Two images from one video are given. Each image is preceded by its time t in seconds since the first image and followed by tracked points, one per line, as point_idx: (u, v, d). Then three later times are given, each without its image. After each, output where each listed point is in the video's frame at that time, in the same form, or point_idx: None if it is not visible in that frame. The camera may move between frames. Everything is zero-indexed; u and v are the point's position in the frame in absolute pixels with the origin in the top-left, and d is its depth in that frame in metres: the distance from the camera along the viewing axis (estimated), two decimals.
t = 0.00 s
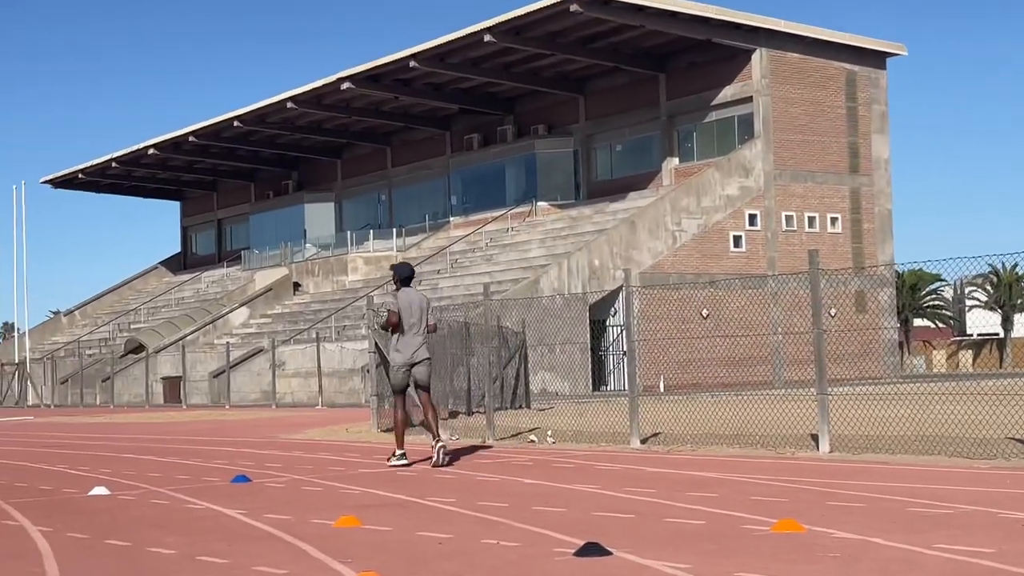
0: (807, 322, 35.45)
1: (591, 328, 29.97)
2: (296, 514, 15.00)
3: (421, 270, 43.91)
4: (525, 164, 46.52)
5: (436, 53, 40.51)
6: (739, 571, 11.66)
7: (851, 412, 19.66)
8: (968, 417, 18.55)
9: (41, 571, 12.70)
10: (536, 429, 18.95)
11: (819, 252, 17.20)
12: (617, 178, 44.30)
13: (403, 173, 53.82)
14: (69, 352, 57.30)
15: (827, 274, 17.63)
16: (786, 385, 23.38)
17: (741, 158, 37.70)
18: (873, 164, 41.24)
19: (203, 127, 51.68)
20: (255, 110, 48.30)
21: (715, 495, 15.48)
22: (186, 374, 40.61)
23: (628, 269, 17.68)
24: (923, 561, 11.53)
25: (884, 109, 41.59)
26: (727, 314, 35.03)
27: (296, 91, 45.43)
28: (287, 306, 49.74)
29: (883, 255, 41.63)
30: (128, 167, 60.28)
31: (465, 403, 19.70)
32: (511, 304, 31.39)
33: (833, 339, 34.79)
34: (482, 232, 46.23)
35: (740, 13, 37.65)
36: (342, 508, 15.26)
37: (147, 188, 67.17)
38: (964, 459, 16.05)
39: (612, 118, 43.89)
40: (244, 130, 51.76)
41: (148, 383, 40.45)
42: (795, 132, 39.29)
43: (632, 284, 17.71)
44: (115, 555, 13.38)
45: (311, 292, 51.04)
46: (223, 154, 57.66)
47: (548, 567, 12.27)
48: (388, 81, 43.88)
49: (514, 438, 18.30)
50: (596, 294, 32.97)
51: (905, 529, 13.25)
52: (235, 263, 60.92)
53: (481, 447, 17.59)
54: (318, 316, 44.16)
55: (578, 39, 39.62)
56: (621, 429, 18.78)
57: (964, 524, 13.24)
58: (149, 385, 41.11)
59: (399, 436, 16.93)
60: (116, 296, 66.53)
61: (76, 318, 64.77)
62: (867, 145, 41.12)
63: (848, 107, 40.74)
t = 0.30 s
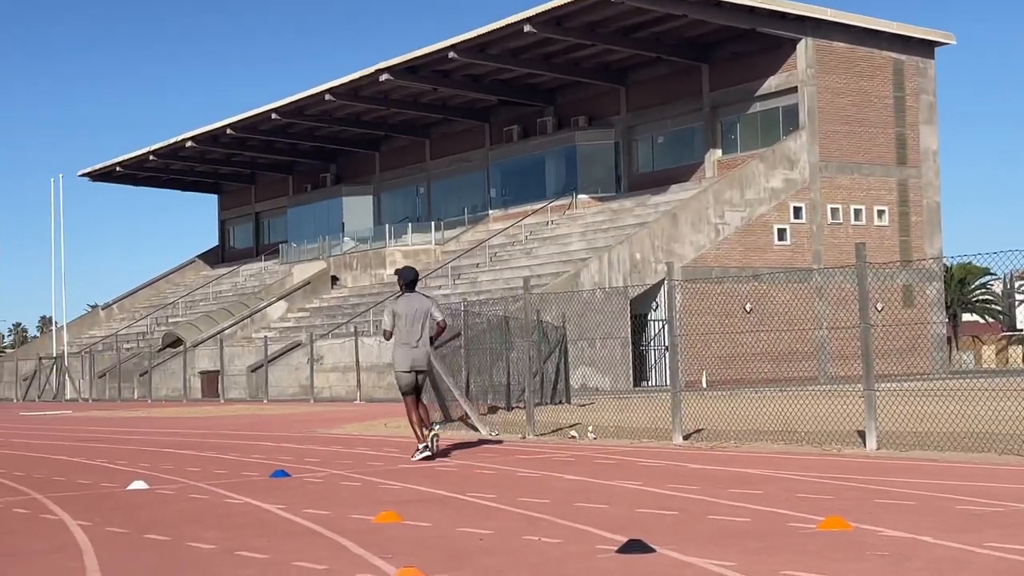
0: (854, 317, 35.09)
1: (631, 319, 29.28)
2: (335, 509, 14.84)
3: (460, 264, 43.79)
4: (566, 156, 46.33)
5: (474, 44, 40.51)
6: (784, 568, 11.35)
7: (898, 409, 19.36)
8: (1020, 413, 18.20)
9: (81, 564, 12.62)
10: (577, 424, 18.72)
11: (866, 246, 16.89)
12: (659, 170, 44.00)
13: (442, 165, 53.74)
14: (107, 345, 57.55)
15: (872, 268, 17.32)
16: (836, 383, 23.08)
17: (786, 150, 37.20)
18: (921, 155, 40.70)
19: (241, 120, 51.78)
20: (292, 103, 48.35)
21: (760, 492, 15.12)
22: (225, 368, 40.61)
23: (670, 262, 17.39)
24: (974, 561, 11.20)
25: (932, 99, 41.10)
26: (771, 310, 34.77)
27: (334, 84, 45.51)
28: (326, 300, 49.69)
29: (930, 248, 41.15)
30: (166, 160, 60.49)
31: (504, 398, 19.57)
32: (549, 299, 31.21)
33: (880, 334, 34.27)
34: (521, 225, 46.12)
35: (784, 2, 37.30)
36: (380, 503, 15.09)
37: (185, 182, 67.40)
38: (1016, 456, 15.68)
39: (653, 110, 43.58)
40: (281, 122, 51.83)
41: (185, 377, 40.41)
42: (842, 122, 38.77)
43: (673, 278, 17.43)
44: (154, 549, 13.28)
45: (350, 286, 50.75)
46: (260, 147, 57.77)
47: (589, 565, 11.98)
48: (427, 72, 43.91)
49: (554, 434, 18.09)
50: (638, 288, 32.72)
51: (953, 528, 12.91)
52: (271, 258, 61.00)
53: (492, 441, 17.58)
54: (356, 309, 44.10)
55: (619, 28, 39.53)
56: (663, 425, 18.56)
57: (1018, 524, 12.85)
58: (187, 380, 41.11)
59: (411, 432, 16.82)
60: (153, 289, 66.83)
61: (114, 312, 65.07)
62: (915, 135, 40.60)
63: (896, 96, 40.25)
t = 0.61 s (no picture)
0: (892, 311, 34.94)
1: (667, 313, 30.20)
2: (372, 502, 14.86)
3: (495, 258, 43.91)
4: (600, 150, 46.29)
5: (510, 38, 40.68)
6: (823, 563, 11.16)
7: (939, 403, 19.32)
8: None
9: (121, 555, 12.68)
10: (612, 418, 18.73)
11: (905, 240, 16.76)
12: (694, 165, 43.87)
13: (478, 159, 53.75)
14: (144, 339, 58.00)
15: (912, 263, 17.22)
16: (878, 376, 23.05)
17: (824, 143, 36.89)
18: (960, 148, 40.47)
19: (276, 114, 52.03)
20: (327, 97, 48.60)
21: (797, 486, 14.97)
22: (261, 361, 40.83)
23: (707, 257, 17.35)
24: (1020, 557, 11.03)
25: (971, 92, 40.96)
26: (807, 304, 34.69)
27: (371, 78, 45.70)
28: (360, 294, 49.85)
29: (968, 242, 40.90)
30: (202, 154, 60.88)
31: (539, 391, 19.71)
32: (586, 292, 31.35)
33: (918, 328, 34.09)
34: (557, 219, 46.18)
35: None
36: (418, 496, 15.09)
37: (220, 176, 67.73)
38: None
39: (688, 103, 43.51)
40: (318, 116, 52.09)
41: (221, 369, 40.71)
42: (879, 116, 38.50)
43: (711, 272, 17.41)
44: (193, 540, 13.32)
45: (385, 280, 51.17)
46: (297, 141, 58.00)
47: (625, 558, 11.86)
48: (463, 66, 44.17)
49: (590, 428, 18.11)
50: (674, 282, 32.69)
51: (994, 524, 12.72)
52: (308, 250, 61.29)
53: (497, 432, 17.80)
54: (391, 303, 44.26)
55: (656, 22, 39.52)
56: (699, 419, 18.59)
57: None
58: (223, 373, 41.39)
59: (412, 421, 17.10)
60: (191, 282, 67.20)
61: (151, 305, 65.43)
62: (953, 129, 40.38)
63: (934, 89, 40.05)
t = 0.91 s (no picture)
0: (926, 306, 34.77)
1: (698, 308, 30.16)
2: (404, 495, 14.89)
3: (525, 252, 44.03)
4: (632, 144, 46.30)
5: (541, 31, 40.72)
6: (855, 557, 11.05)
7: (974, 398, 19.26)
8: None
9: (155, 546, 12.76)
10: (643, 413, 18.72)
11: (940, 235, 16.63)
12: (725, 158, 43.78)
13: (509, 153, 53.77)
14: (176, 332, 58.40)
15: (946, 258, 17.09)
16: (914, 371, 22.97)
17: (856, 137, 36.59)
18: (994, 142, 40.15)
19: (307, 108, 52.22)
20: (358, 91, 48.74)
21: (831, 482, 14.87)
22: (293, 354, 40.97)
23: (740, 252, 17.30)
24: None
25: (1005, 86, 40.59)
26: (838, 300, 34.61)
27: (402, 72, 45.89)
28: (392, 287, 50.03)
29: (1002, 236, 40.60)
30: (235, 148, 61.18)
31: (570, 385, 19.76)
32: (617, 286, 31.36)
33: (951, 325, 33.95)
34: (587, 213, 46.21)
35: None
36: (451, 489, 15.12)
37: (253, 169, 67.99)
38: None
39: (720, 97, 43.40)
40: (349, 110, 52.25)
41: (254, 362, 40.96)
42: (912, 110, 38.26)
43: (743, 267, 17.36)
44: (225, 532, 13.38)
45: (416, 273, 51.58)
46: (328, 135, 58.17)
47: (656, 552, 11.80)
48: (494, 60, 44.23)
49: (621, 422, 18.10)
50: (705, 277, 32.63)
51: None
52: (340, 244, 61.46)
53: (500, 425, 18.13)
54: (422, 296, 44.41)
55: (687, 15, 39.46)
56: (731, 413, 18.59)
57: None
58: (255, 365, 41.58)
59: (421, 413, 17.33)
60: (223, 276, 67.52)
61: (184, 299, 65.77)
62: (987, 123, 40.07)
63: (968, 83, 39.77)
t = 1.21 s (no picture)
0: (955, 303, 34.56)
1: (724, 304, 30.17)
2: (431, 489, 14.91)
3: (552, 248, 44.04)
4: (658, 139, 46.24)
5: (568, 27, 40.70)
6: (883, 554, 10.98)
7: (1003, 395, 19.12)
8: None
9: (184, 539, 12.80)
10: (670, 409, 18.68)
11: (968, 230, 16.50)
12: (752, 154, 43.68)
13: (535, 148, 53.75)
14: (203, 327, 58.71)
15: (975, 254, 16.95)
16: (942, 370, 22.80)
17: (884, 132, 36.36)
18: None
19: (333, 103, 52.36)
20: (384, 86, 48.83)
21: (858, 478, 14.79)
22: (319, 348, 41.08)
23: (766, 247, 17.23)
24: None
25: None
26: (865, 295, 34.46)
27: (429, 67, 45.93)
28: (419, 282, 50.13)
29: None
30: (262, 144, 61.41)
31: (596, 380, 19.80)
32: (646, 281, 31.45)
33: (979, 321, 33.77)
34: (613, 209, 46.16)
35: None
36: (478, 483, 15.13)
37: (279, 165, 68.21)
38: None
39: (748, 92, 43.30)
40: (375, 106, 52.35)
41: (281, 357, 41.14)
42: (940, 105, 38.05)
43: (770, 263, 17.29)
44: (254, 526, 13.42)
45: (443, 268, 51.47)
46: (355, 130, 58.30)
47: (682, 548, 11.75)
48: (521, 55, 44.21)
49: (647, 418, 18.08)
50: (732, 272, 32.50)
51: None
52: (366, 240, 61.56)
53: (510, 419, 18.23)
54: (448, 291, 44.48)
55: (714, 10, 39.38)
56: (758, 409, 18.54)
57: None
58: (282, 360, 41.73)
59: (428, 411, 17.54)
60: (250, 271, 67.72)
61: (211, 293, 66.04)
62: (1016, 118, 39.75)
63: (997, 78, 39.47)
